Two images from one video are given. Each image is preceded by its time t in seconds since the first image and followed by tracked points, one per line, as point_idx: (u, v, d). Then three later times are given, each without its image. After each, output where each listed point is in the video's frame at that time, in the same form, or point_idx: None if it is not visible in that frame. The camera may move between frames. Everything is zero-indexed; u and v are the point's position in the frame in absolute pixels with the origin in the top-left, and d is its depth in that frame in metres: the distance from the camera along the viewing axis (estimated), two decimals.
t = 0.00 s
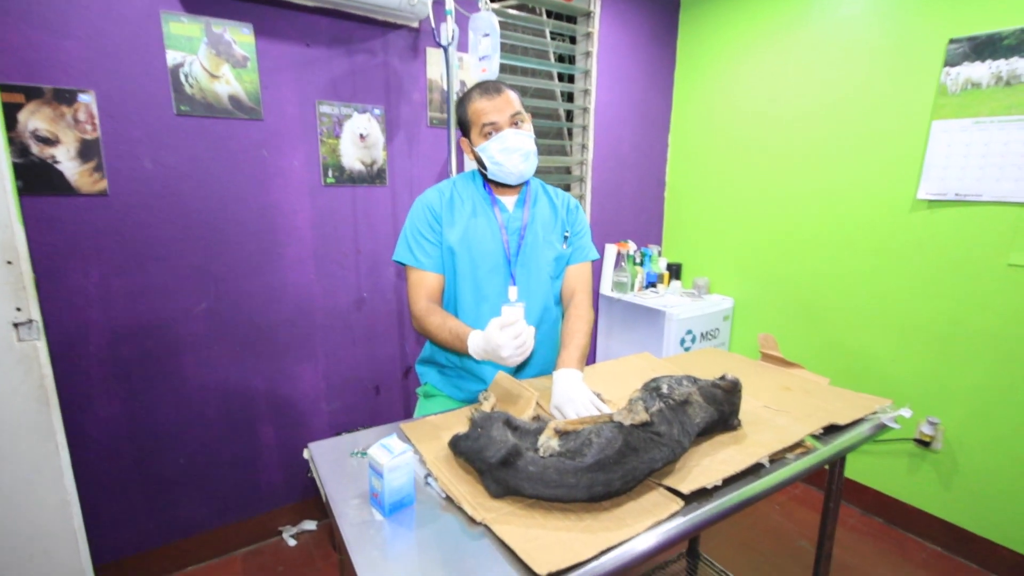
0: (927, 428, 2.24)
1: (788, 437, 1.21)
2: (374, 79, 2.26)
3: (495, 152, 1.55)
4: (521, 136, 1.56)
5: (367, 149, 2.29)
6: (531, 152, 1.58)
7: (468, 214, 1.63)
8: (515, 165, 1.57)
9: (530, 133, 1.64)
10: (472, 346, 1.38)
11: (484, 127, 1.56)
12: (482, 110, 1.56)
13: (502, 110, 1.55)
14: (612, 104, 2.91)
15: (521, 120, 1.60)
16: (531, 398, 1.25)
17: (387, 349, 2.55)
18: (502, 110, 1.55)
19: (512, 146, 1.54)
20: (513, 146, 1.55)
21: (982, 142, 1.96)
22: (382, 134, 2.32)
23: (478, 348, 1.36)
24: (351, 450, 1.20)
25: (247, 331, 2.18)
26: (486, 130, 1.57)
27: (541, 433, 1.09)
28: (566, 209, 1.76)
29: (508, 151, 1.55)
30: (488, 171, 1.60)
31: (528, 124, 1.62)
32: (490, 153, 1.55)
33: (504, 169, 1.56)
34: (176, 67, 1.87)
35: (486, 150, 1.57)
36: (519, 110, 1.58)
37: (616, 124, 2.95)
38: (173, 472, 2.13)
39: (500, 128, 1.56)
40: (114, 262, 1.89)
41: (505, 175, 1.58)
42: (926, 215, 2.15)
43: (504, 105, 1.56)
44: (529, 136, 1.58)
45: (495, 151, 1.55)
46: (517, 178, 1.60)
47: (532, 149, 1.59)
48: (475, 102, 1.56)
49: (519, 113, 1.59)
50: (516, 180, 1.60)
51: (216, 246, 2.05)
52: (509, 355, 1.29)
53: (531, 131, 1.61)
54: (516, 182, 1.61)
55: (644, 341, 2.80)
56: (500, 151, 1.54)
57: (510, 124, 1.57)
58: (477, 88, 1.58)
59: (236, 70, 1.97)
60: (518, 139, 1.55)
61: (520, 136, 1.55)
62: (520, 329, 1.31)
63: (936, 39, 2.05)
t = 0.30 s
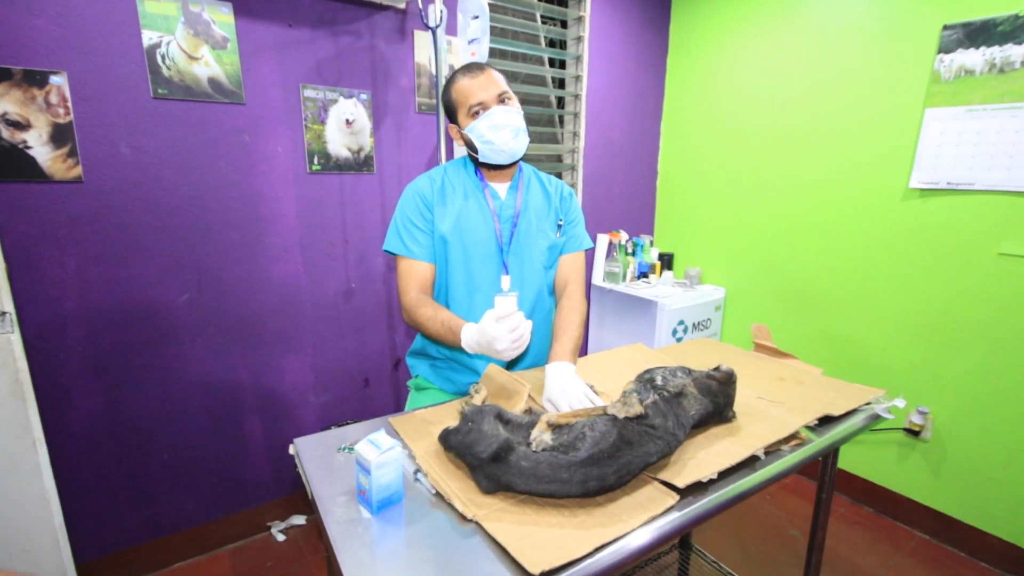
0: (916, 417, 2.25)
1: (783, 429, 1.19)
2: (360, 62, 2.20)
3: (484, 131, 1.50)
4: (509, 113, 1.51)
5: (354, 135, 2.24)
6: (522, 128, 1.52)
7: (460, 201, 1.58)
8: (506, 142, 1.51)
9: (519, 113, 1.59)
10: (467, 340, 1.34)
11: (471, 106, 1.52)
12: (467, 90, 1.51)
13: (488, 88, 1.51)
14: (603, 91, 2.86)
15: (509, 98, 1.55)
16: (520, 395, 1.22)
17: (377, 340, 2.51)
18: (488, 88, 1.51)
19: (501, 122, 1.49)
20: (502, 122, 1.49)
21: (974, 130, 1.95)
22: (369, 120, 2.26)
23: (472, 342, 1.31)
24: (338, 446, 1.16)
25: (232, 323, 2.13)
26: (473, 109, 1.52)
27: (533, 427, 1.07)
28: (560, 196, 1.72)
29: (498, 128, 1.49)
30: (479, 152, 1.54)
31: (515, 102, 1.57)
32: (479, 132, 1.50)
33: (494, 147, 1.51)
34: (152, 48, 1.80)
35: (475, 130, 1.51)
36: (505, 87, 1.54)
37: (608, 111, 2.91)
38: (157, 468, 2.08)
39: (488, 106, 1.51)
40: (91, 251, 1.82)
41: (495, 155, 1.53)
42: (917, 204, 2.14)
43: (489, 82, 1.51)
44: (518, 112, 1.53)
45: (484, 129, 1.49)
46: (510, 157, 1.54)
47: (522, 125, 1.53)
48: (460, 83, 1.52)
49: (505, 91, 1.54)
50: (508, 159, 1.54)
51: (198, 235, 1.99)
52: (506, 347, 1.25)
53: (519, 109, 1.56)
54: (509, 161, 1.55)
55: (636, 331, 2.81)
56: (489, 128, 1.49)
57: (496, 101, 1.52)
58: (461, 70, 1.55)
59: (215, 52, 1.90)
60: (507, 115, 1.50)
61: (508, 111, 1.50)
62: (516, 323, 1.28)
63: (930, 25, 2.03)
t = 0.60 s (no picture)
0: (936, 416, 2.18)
1: (803, 435, 1.13)
2: (358, 61, 2.16)
3: (485, 127, 1.45)
4: (511, 108, 1.46)
5: (353, 136, 2.20)
6: (524, 123, 1.48)
7: (462, 201, 1.53)
8: (507, 139, 1.46)
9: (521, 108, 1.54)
10: (474, 333, 1.26)
11: (472, 102, 1.47)
12: (467, 86, 1.46)
13: (489, 83, 1.46)
14: (607, 85, 2.80)
15: (510, 93, 1.50)
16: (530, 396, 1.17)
17: (381, 344, 2.46)
18: (488, 83, 1.46)
19: (503, 117, 1.44)
20: (504, 118, 1.45)
21: (993, 118, 1.88)
22: (368, 120, 2.22)
23: (481, 332, 1.24)
24: (338, 458, 1.12)
25: (233, 328, 2.09)
26: (473, 106, 1.47)
27: (541, 437, 1.02)
28: (563, 193, 1.67)
29: (500, 124, 1.44)
30: (481, 149, 1.49)
31: (517, 97, 1.52)
32: (481, 129, 1.45)
33: (496, 144, 1.46)
34: (145, 50, 1.76)
35: (476, 126, 1.46)
36: (507, 82, 1.49)
37: (612, 106, 2.85)
38: (160, 478, 2.05)
39: (488, 102, 1.47)
40: (88, 259, 1.79)
41: (497, 152, 1.48)
42: (933, 196, 2.07)
43: (491, 76, 1.46)
44: (520, 108, 1.48)
45: (485, 126, 1.44)
46: (512, 153, 1.49)
47: (525, 121, 1.48)
48: (459, 78, 1.47)
49: (506, 86, 1.49)
50: (510, 156, 1.50)
51: (196, 240, 1.95)
52: (521, 328, 1.20)
53: (521, 104, 1.51)
54: (511, 158, 1.51)
55: (644, 331, 2.76)
56: (491, 125, 1.44)
57: (497, 96, 1.47)
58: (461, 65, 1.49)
59: (210, 52, 1.86)
60: (508, 110, 1.45)
61: (510, 107, 1.45)
62: (526, 301, 1.24)
63: (946, 10, 1.96)
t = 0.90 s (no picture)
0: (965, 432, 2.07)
1: (832, 461, 1.05)
2: (362, 64, 2.11)
3: (483, 129, 1.39)
4: (511, 110, 1.40)
5: (357, 141, 2.15)
6: (524, 125, 1.42)
7: (464, 207, 1.46)
8: (506, 142, 1.41)
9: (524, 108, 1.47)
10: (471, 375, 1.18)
11: (470, 102, 1.41)
12: (467, 86, 1.40)
13: (489, 84, 1.40)
14: (617, 88, 2.73)
15: (512, 95, 1.43)
16: (535, 419, 1.17)
17: (385, 353, 2.41)
18: (489, 84, 1.40)
19: (500, 119, 1.38)
20: (502, 119, 1.39)
21: None
22: (373, 125, 2.17)
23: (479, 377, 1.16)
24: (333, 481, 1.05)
25: (233, 338, 2.04)
26: (472, 106, 1.41)
27: (547, 463, 0.95)
28: (570, 199, 1.59)
29: (497, 126, 1.39)
30: (478, 151, 1.44)
31: (520, 99, 1.45)
32: (477, 130, 1.40)
33: (492, 146, 1.41)
34: (144, 54, 1.72)
35: (474, 128, 1.41)
36: (509, 84, 1.42)
37: (623, 109, 2.78)
38: (159, 491, 2.01)
39: (487, 104, 1.41)
40: (85, 268, 1.75)
41: (494, 155, 1.43)
42: (961, 201, 1.97)
43: (492, 77, 1.40)
44: (521, 110, 1.42)
45: (482, 128, 1.39)
46: (510, 156, 1.44)
47: (525, 123, 1.42)
48: (460, 78, 1.41)
49: (508, 87, 1.43)
50: (507, 159, 1.44)
51: (196, 248, 1.91)
52: (525, 387, 1.13)
53: (524, 106, 1.45)
54: (510, 161, 1.45)
55: (657, 340, 2.69)
56: (488, 127, 1.39)
57: (497, 98, 1.41)
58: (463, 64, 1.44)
59: (210, 56, 1.82)
60: (507, 112, 1.39)
61: (510, 109, 1.39)
62: (534, 355, 1.14)
63: (973, 6, 1.87)
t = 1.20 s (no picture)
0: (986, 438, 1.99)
1: (852, 477, 0.98)
2: (360, 58, 2.04)
3: (477, 123, 1.33)
4: (508, 106, 1.32)
5: (354, 136, 2.09)
6: (521, 124, 1.34)
7: (458, 199, 1.39)
8: (500, 140, 1.34)
9: (525, 104, 1.39)
10: (458, 364, 1.15)
11: (467, 94, 1.34)
12: (465, 76, 1.33)
13: (488, 77, 1.32)
14: (623, 81, 2.65)
15: (512, 90, 1.35)
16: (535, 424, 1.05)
17: (384, 355, 2.35)
18: (487, 77, 1.32)
19: (495, 115, 1.31)
20: (497, 115, 1.31)
21: None
22: (370, 119, 2.11)
23: (467, 364, 1.13)
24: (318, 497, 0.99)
25: (228, 339, 1.99)
26: (468, 99, 1.35)
27: (546, 479, 0.88)
28: (571, 197, 1.52)
29: (491, 122, 1.32)
30: (471, 145, 1.38)
31: (521, 95, 1.37)
32: (471, 124, 1.34)
33: (485, 143, 1.34)
34: (132, 47, 1.66)
35: (468, 121, 1.35)
36: (510, 79, 1.34)
37: (629, 103, 2.70)
38: (152, 497, 1.96)
39: (485, 98, 1.33)
40: (74, 268, 1.70)
41: (486, 151, 1.37)
42: (983, 197, 1.89)
43: (492, 70, 1.32)
44: (519, 107, 1.33)
45: (477, 122, 1.33)
46: (503, 154, 1.37)
47: (522, 122, 1.34)
48: (460, 66, 1.34)
49: (509, 82, 1.34)
50: (501, 157, 1.38)
51: (188, 247, 1.86)
52: (512, 373, 1.10)
53: (524, 103, 1.37)
54: (502, 159, 1.38)
55: (663, 340, 2.62)
56: (482, 122, 1.32)
57: (496, 93, 1.33)
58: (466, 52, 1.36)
59: (201, 49, 1.76)
60: (503, 109, 1.31)
61: (507, 106, 1.32)
62: (518, 339, 1.12)
63: None
